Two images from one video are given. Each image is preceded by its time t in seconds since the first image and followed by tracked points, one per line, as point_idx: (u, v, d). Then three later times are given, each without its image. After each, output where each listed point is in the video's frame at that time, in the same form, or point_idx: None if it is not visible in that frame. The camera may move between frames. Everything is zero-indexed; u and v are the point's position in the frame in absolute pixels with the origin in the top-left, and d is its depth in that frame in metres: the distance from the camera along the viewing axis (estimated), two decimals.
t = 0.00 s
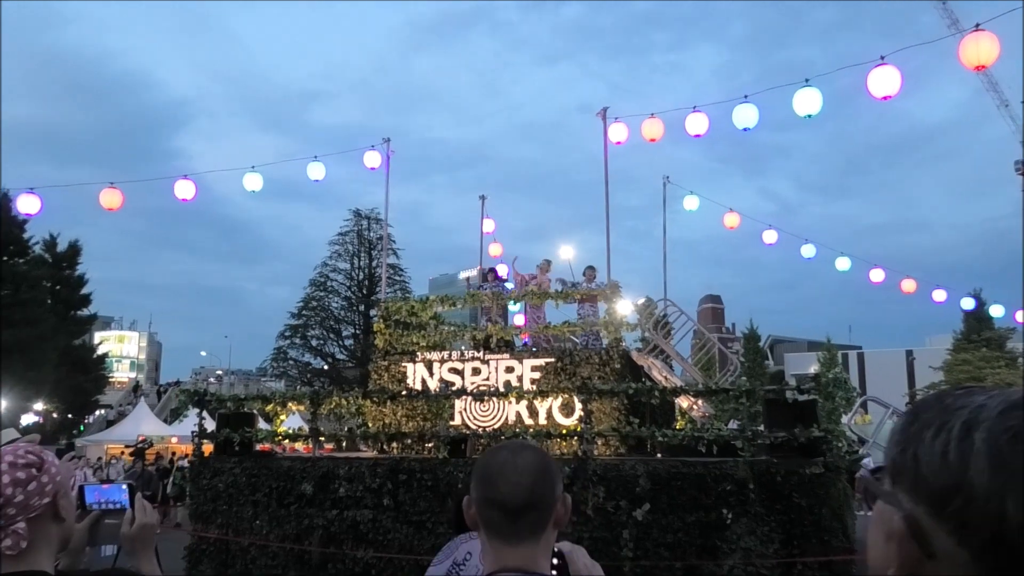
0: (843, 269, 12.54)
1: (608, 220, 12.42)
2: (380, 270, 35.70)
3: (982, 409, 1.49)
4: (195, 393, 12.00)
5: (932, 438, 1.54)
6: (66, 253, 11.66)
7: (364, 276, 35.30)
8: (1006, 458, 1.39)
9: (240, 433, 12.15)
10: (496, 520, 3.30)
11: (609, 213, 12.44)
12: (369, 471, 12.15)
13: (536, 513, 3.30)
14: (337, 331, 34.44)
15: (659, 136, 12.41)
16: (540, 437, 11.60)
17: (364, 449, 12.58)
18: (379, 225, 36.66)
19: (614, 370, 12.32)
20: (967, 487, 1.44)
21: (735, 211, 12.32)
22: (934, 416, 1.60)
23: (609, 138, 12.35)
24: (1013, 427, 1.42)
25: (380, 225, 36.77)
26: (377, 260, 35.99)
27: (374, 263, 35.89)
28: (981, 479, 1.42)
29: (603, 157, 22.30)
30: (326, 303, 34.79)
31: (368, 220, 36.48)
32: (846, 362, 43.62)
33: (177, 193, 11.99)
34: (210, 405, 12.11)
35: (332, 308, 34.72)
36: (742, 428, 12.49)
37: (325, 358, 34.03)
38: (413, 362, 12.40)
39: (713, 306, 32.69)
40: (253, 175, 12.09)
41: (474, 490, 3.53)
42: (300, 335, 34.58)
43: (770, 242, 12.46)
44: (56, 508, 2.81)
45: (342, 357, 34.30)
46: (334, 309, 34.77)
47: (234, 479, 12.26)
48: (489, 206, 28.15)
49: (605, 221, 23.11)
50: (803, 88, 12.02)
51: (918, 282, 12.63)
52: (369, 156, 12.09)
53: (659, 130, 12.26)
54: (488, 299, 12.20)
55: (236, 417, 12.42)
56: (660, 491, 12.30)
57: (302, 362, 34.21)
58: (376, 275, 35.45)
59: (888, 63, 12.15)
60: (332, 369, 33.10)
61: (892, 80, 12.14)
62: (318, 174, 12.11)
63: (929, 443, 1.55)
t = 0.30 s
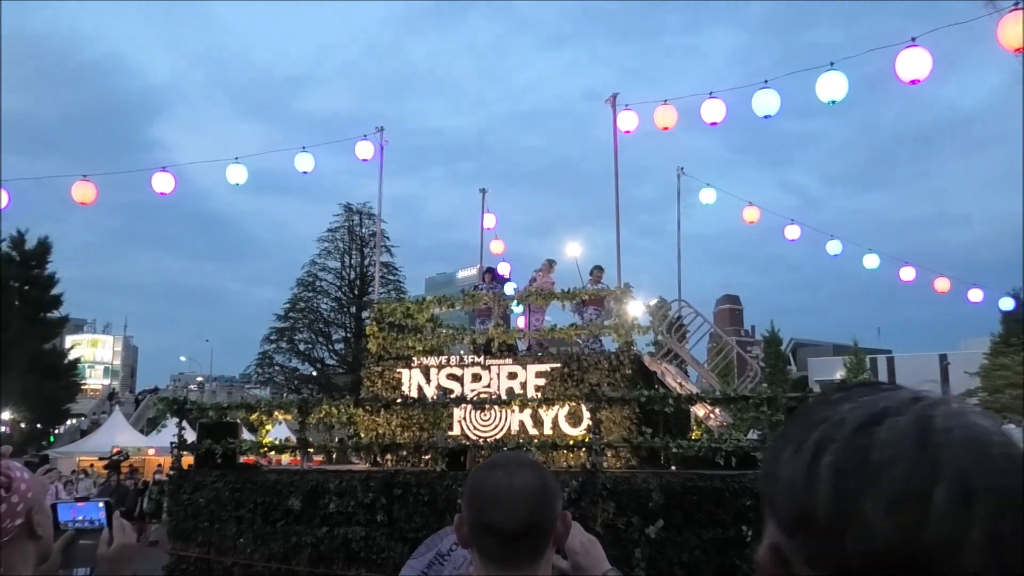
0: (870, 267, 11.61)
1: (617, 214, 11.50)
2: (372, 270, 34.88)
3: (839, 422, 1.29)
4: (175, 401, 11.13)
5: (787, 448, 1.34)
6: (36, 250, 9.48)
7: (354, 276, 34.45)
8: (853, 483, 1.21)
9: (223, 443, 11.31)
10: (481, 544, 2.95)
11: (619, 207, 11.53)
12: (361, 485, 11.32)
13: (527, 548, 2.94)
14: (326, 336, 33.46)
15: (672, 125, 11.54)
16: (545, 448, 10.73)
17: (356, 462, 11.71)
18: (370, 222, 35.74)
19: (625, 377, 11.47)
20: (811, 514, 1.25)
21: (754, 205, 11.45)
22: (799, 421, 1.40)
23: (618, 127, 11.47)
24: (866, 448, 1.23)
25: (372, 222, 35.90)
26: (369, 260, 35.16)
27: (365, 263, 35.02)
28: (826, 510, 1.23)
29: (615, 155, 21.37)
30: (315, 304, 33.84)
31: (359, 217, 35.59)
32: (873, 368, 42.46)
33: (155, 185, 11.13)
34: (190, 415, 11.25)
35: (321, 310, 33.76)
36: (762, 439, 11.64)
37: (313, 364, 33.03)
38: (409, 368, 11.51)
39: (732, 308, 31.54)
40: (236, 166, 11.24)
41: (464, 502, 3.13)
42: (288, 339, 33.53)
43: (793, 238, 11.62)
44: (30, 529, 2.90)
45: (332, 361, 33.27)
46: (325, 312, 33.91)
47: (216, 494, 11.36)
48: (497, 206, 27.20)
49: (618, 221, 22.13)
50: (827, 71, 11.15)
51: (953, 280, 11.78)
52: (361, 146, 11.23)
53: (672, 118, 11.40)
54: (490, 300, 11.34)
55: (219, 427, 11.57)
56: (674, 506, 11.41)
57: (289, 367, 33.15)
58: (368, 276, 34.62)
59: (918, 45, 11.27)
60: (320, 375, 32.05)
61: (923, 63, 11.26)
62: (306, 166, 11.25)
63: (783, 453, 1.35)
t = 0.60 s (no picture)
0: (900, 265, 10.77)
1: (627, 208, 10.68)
2: (360, 269, 31.51)
3: (691, 463, 1.37)
4: (151, 410, 10.31)
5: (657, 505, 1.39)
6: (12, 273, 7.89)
7: (344, 275, 31.75)
8: (701, 514, 1.29)
9: (204, 456, 10.49)
10: None
11: (628, 201, 10.71)
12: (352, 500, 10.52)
13: None
14: (314, 339, 30.82)
15: (685, 112, 10.73)
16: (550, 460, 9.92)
17: (346, 475, 10.92)
18: (361, 219, 32.96)
19: (636, 384, 10.66)
20: (682, 559, 1.31)
21: (774, 199, 10.68)
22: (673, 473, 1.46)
23: (628, 115, 10.68)
24: (711, 479, 1.31)
25: (363, 218, 32.97)
26: (361, 259, 32.16)
27: (356, 262, 32.18)
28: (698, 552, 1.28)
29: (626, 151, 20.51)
30: (300, 306, 31.02)
31: (350, 213, 32.73)
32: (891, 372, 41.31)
33: (129, 178, 10.32)
34: (168, 425, 10.43)
35: (307, 312, 30.88)
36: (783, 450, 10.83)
37: (297, 370, 29.96)
38: (403, 375, 10.69)
39: (747, 310, 30.51)
40: (218, 158, 10.44)
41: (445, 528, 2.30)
42: (269, 344, 30.50)
43: (815, 234, 10.81)
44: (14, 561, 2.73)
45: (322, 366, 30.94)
46: (313, 314, 31.24)
47: (196, 510, 10.51)
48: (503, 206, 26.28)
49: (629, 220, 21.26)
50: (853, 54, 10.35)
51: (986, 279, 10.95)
52: (352, 136, 10.43)
53: (685, 105, 10.58)
54: (489, 301, 10.55)
55: (199, 439, 10.74)
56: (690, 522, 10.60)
57: (267, 373, 30.17)
58: (359, 276, 31.80)
59: (951, 25, 10.45)
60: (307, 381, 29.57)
61: (956, 44, 10.43)
62: (292, 157, 10.44)
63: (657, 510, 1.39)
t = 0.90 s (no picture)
0: (935, 262, 9.91)
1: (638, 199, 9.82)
2: (350, 267, 29.21)
3: (887, 443, 1.37)
4: (121, 421, 9.46)
5: (832, 488, 1.41)
6: None
7: (332, 273, 29.40)
8: (912, 499, 1.30)
9: (179, 471, 9.62)
10: None
11: (639, 193, 9.85)
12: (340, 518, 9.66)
13: None
14: (299, 343, 28.13)
15: (700, 97, 9.88)
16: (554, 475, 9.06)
17: (333, 491, 10.05)
18: (348, 212, 30.17)
19: (648, 392, 9.79)
20: (881, 540, 1.30)
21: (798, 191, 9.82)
22: (842, 453, 1.51)
23: (638, 100, 9.84)
24: (917, 463, 1.32)
25: (351, 211, 30.43)
26: (350, 256, 29.78)
27: (343, 258, 29.76)
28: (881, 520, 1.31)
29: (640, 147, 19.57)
30: (283, 308, 28.35)
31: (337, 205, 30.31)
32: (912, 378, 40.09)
33: (98, 169, 9.49)
34: (140, 437, 9.59)
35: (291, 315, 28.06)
36: (809, 463, 9.94)
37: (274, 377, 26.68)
38: (395, 382, 9.80)
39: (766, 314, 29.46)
40: (194, 147, 9.60)
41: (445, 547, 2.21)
42: (250, 349, 27.89)
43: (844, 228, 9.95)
44: None
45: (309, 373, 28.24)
46: (297, 316, 28.53)
47: (170, 531, 9.61)
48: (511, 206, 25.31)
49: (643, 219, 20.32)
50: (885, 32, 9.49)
51: None
52: (339, 123, 9.60)
53: (701, 88, 9.74)
54: (488, 301, 9.71)
55: (174, 452, 9.87)
56: (707, 542, 9.78)
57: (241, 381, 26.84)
58: (349, 273, 29.28)
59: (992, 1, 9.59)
60: (292, 388, 26.72)
61: (998, 22, 9.57)
62: (274, 146, 9.60)
63: (827, 493, 1.42)
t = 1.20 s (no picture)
0: (986, 260, 8.87)
1: (654, 190, 8.79)
2: (333, 265, 25.97)
3: None
4: (77, 436, 8.44)
5: None
6: None
7: (311, 272, 25.80)
8: None
9: (141, 492, 8.55)
10: None
11: (655, 182, 8.83)
12: (320, 547, 8.57)
13: None
14: (274, 350, 24.87)
15: (724, 76, 8.86)
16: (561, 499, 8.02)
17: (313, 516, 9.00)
18: (331, 204, 26.54)
19: (665, 405, 8.77)
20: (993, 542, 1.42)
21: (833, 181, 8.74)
22: None
23: (655, 79, 8.81)
24: None
25: (334, 203, 26.82)
26: (329, 253, 26.09)
27: (324, 255, 26.14)
28: None
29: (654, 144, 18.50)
30: (258, 310, 25.17)
31: (315, 196, 26.40)
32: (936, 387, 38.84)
33: (51, 156, 8.53)
34: (98, 454, 8.56)
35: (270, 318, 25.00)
36: (845, 485, 8.91)
37: (258, 386, 24.39)
38: (382, 395, 8.74)
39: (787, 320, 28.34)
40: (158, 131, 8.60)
41: None
42: (221, 356, 24.60)
43: (885, 222, 8.92)
44: None
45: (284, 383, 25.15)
46: (272, 320, 25.23)
47: (129, 560, 8.45)
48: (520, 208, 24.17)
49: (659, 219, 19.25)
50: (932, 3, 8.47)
51: None
52: (320, 105, 8.60)
53: (725, 66, 8.72)
54: (487, 304, 8.66)
55: (136, 471, 8.80)
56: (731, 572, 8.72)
57: (218, 390, 24.26)
58: (328, 272, 25.75)
59: None
60: (266, 403, 23.56)
61: None
62: (247, 130, 8.60)
63: None
